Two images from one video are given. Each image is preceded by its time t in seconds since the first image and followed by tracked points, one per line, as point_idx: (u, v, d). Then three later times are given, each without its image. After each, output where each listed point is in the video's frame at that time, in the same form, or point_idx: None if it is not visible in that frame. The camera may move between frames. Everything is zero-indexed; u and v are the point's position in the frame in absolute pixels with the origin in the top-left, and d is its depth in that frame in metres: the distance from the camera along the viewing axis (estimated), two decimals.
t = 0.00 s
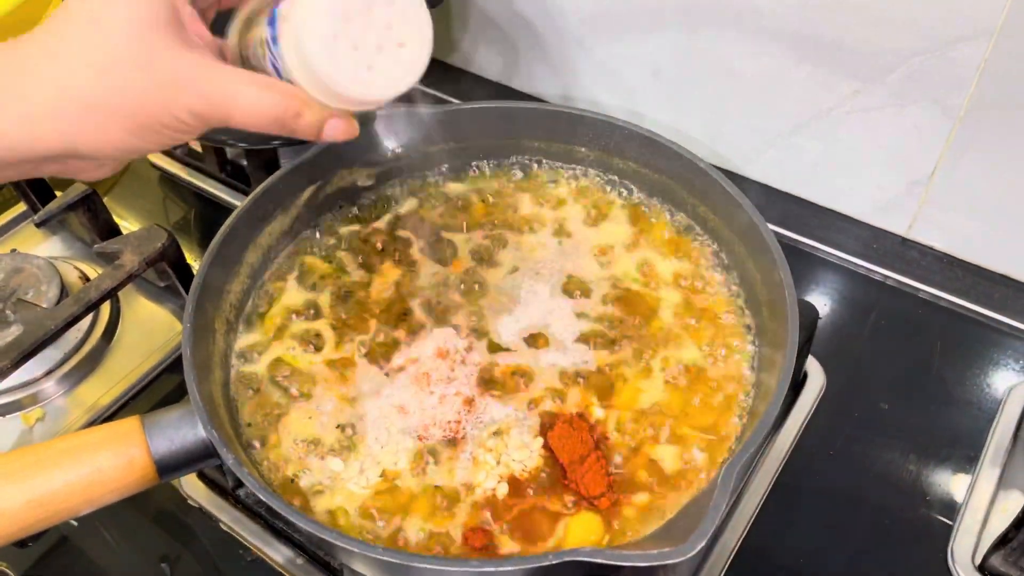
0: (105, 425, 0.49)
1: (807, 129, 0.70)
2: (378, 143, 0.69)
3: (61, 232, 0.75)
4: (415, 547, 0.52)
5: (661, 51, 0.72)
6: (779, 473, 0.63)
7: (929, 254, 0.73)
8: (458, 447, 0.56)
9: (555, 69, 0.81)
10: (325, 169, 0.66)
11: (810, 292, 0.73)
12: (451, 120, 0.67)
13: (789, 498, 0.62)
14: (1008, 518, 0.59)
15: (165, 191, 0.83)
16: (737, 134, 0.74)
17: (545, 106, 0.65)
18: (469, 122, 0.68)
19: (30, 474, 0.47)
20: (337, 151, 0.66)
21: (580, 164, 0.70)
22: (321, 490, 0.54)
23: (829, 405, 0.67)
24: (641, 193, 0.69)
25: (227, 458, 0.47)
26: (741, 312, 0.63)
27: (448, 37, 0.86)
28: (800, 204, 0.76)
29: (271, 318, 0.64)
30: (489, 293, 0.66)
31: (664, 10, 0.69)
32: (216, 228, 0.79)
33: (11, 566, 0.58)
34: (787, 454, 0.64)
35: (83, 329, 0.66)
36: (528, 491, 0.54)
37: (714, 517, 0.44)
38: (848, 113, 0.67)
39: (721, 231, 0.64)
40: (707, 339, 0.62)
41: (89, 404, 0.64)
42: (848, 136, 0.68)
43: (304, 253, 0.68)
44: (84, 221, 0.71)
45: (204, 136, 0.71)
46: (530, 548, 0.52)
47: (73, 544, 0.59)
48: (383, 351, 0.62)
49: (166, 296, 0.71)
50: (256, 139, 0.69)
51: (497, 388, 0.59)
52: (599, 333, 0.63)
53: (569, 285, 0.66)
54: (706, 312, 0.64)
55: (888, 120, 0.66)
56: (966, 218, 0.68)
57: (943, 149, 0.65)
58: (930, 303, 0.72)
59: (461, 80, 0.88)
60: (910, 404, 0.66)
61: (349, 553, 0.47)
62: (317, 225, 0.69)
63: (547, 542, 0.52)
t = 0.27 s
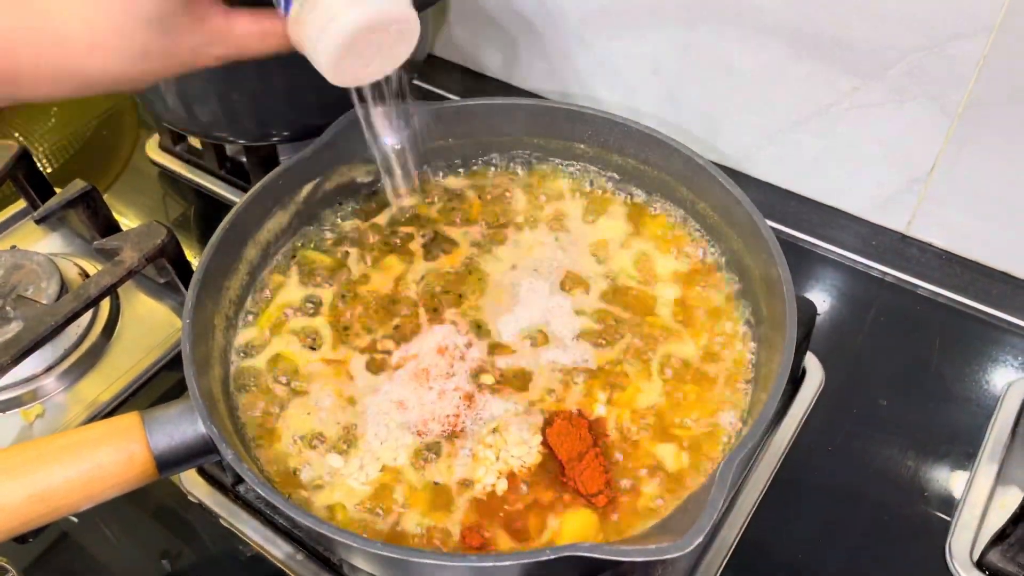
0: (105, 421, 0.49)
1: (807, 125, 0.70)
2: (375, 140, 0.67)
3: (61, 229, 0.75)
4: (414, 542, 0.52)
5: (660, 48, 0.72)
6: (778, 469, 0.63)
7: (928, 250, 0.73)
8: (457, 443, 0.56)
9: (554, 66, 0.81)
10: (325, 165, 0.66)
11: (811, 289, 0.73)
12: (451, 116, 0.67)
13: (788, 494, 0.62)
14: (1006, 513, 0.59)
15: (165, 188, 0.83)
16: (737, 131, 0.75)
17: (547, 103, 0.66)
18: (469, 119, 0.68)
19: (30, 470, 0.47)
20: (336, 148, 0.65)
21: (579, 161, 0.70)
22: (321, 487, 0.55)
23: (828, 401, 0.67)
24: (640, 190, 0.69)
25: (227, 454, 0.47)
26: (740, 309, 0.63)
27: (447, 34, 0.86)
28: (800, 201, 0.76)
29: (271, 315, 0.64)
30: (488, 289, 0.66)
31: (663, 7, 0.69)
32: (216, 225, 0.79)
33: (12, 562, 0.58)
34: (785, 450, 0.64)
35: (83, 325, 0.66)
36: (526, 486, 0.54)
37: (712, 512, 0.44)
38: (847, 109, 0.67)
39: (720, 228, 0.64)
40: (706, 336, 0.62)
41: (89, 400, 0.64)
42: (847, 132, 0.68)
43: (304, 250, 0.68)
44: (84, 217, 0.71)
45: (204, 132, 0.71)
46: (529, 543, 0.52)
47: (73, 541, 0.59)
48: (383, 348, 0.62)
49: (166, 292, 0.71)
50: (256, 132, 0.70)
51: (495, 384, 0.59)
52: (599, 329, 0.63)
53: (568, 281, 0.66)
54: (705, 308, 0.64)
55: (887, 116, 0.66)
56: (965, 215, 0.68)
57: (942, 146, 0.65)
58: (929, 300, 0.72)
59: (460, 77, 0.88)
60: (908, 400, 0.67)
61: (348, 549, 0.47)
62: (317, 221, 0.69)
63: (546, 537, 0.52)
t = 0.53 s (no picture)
0: (106, 415, 0.49)
1: (808, 119, 0.70)
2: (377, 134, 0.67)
3: (61, 223, 0.75)
4: (415, 535, 0.52)
5: (661, 42, 0.72)
6: (779, 463, 0.63)
7: (929, 246, 0.73)
8: (458, 438, 0.56)
9: (554, 60, 0.81)
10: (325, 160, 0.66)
11: (812, 284, 0.73)
12: (451, 111, 0.67)
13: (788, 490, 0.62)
14: (1006, 509, 0.58)
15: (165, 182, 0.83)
16: (737, 126, 0.74)
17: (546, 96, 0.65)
18: (469, 114, 0.67)
19: (30, 463, 0.47)
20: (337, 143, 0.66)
21: (579, 155, 0.70)
22: (321, 482, 0.54)
23: (829, 396, 0.67)
24: (641, 184, 0.69)
25: (227, 447, 0.47)
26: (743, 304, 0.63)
27: (448, 29, 0.86)
28: (801, 196, 0.76)
29: (270, 310, 0.64)
30: (489, 283, 0.66)
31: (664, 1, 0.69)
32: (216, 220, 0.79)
33: (13, 557, 0.58)
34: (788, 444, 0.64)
35: (83, 320, 0.66)
36: (527, 481, 0.54)
37: (712, 506, 0.44)
38: (848, 103, 0.67)
39: (722, 222, 0.64)
40: (706, 331, 0.62)
41: (89, 394, 0.64)
42: (848, 127, 0.68)
43: (304, 244, 0.68)
44: (84, 212, 0.71)
45: (204, 127, 0.71)
46: (530, 537, 0.52)
47: (73, 535, 0.60)
48: (384, 341, 0.62)
49: (167, 288, 0.71)
50: (256, 128, 0.70)
51: (495, 379, 0.59)
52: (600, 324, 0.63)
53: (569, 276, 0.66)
54: (705, 303, 0.64)
55: (889, 111, 0.65)
56: (966, 209, 0.68)
57: (943, 140, 0.65)
58: (929, 295, 0.72)
59: (460, 71, 0.88)
60: (908, 395, 0.67)
61: (349, 543, 0.47)
62: (318, 215, 0.69)
63: (547, 531, 0.52)
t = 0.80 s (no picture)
0: (106, 410, 0.49)
1: (809, 115, 0.70)
2: (378, 130, 0.68)
3: (61, 219, 0.75)
4: (416, 531, 0.52)
5: (661, 37, 0.72)
6: (780, 458, 0.63)
7: (927, 241, 0.73)
8: (460, 434, 0.56)
9: (554, 56, 0.81)
10: (325, 155, 0.66)
11: (813, 280, 0.73)
12: (451, 106, 0.67)
13: (788, 485, 0.62)
14: (1007, 505, 0.59)
15: (164, 178, 0.83)
16: (738, 121, 0.74)
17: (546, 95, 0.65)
18: (468, 110, 0.67)
19: (30, 459, 0.47)
20: (339, 138, 0.67)
21: (580, 151, 0.70)
22: (323, 478, 0.54)
23: (829, 392, 0.67)
24: (641, 180, 0.69)
25: (228, 443, 0.47)
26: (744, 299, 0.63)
27: (448, 24, 0.86)
28: (802, 192, 0.76)
29: (270, 306, 0.64)
30: (489, 279, 0.66)
31: None
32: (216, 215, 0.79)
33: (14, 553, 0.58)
34: (788, 439, 0.64)
35: (84, 316, 0.66)
36: (527, 477, 0.54)
37: (713, 502, 0.44)
38: (849, 99, 0.67)
39: (722, 218, 0.64)
40: (707, 327, 0.62)
41: (90, 390, 0.64)
42: (850, 122, 0.68)
43: (305, 239, 0.68)
44: (85, 207, 0.71)
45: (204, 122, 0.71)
46: (531, 533, 0.52)
47: (74, 531, 0.60)
48: (385, 337, 0.62)
49: (167, 283, 0.71)
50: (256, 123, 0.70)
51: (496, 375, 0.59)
52: (600, 319, 0.63)
53: (570, 272, 0.66)
54: (707, 299, 0.64)
55: (890, 106, 0.65)
56: (966, 205, 0.68)
57: (944, 135, 0.65)
58: (930, 291, 0.72)
59: (460, 67, 0.88)
60: (909, 391, 0.67)
61: (349, 538, 0.47)
62: (318, 211, 0.69)
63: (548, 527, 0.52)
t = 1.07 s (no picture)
0: (106, 407, 0.49)
1: (809, 111, 0.70)
2: (378, 126, 0.68)
3: (61, 214, 0.75)
4: (416, 528, 0.52)
5: (662, 33, 0.72)
6: (780, 454, 0.63)
7: (930, 239, 0.72)
8: (460, 431, 0.56)
9: (554, 51, 0.80)
10: (325, 151, 0.66)
11: (812, 276, 0.73)
12: (453, 103, 0.68)
13: (788, 482, 0.62)
14: (1007, 501, 0.59)
15: (163, 173, 0.83)
16: (738, 118, 0.74)
17: (545, 89, 0.66)
18: (469, 105, 0.68)
19: (29, 456, 0.47)
20: (338, 135, 0.66)
21: (580, 147, 0.71)
22: (323, 475, 0.54)
23: (829, 388, 0.67)
24: (641, 176, 0.69)
25: (228, 440, 0.47)
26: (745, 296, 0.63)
27: (448, 19, 0.86)
28: (803, 188, 0.76)
29: (270, 302, 0.64)
30: (489, 275, 0.66)
31: None
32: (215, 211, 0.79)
33: (13, 549, 0.58)
34: (789, 436, 0.64)
35: (83, 312, 0.66)
36: (528, 474, 0.54)
37: (713, 500, 0.44)
38: (850, 95, 0.66)
39: (722, 214, 0.64)
40: (707, 323, 0.62)
41: (89, 386, 0.64)
42: (851, 119, 0.68)
43: (305, 234, 0.68)
44: (84, 203, 0.70)
45: (203, 117, 0.71)
46: (531, 530, 0.52)
47: (74, 527, 0.60)
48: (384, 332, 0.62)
49: (167, 279, 0.71)
50: (256, 119, 0.70)
51: (496, 372, 0.59)
52: (600, 316, 0.63)
53: (570, 268, 0.66)
54: (707, 296, 0.63)
55: (891, 103, 0.65)
56: (967, 202, 0.68)
57: (945, 132, 0.64)
58: (930, 288, 0.72)
59: (460, 62, 0.88)
60: (909, 387, 0.67)
61: (350, 536, 0.47)
62: (318, 207, 0.69)
63: (549, 524, 0.52)
